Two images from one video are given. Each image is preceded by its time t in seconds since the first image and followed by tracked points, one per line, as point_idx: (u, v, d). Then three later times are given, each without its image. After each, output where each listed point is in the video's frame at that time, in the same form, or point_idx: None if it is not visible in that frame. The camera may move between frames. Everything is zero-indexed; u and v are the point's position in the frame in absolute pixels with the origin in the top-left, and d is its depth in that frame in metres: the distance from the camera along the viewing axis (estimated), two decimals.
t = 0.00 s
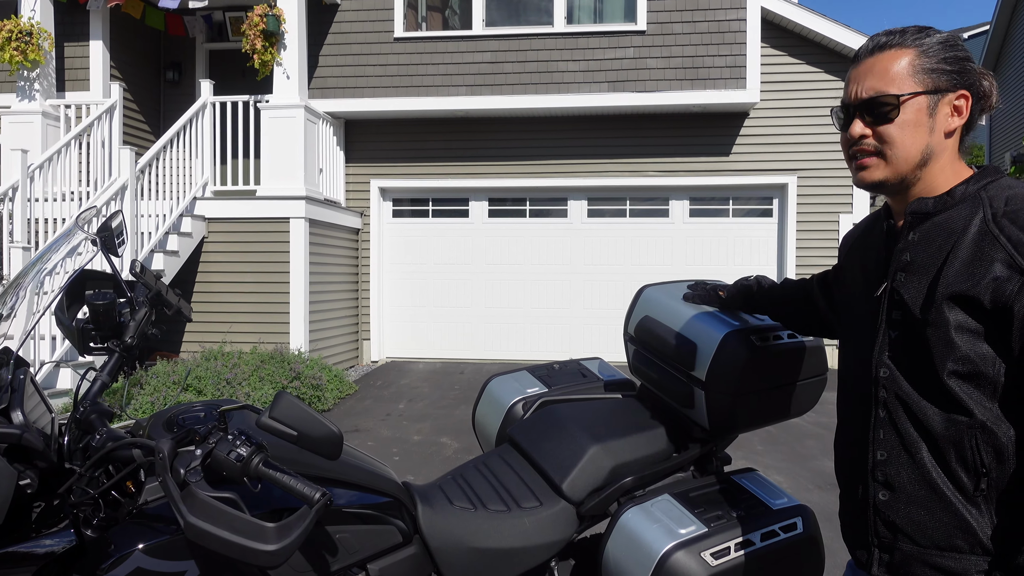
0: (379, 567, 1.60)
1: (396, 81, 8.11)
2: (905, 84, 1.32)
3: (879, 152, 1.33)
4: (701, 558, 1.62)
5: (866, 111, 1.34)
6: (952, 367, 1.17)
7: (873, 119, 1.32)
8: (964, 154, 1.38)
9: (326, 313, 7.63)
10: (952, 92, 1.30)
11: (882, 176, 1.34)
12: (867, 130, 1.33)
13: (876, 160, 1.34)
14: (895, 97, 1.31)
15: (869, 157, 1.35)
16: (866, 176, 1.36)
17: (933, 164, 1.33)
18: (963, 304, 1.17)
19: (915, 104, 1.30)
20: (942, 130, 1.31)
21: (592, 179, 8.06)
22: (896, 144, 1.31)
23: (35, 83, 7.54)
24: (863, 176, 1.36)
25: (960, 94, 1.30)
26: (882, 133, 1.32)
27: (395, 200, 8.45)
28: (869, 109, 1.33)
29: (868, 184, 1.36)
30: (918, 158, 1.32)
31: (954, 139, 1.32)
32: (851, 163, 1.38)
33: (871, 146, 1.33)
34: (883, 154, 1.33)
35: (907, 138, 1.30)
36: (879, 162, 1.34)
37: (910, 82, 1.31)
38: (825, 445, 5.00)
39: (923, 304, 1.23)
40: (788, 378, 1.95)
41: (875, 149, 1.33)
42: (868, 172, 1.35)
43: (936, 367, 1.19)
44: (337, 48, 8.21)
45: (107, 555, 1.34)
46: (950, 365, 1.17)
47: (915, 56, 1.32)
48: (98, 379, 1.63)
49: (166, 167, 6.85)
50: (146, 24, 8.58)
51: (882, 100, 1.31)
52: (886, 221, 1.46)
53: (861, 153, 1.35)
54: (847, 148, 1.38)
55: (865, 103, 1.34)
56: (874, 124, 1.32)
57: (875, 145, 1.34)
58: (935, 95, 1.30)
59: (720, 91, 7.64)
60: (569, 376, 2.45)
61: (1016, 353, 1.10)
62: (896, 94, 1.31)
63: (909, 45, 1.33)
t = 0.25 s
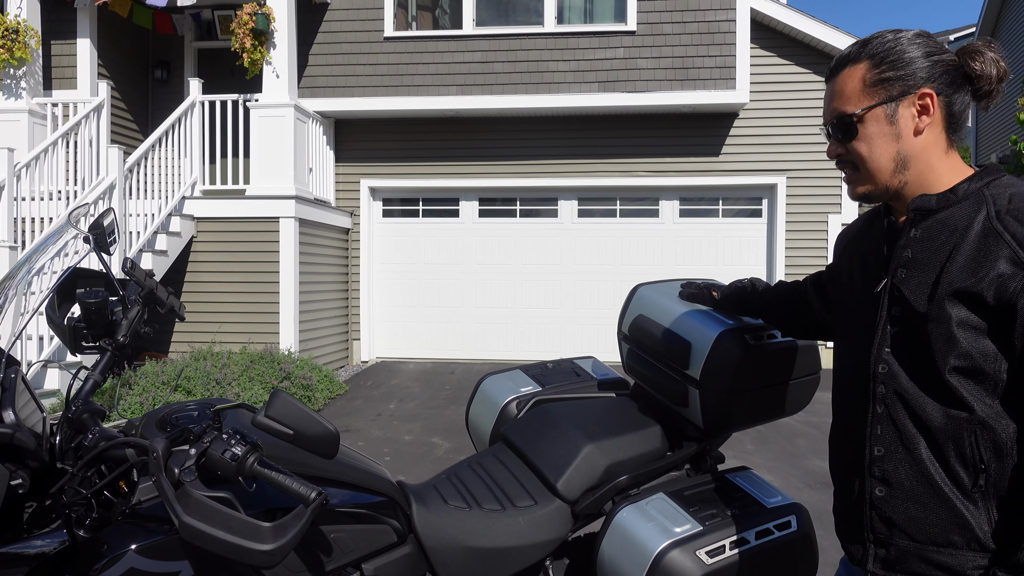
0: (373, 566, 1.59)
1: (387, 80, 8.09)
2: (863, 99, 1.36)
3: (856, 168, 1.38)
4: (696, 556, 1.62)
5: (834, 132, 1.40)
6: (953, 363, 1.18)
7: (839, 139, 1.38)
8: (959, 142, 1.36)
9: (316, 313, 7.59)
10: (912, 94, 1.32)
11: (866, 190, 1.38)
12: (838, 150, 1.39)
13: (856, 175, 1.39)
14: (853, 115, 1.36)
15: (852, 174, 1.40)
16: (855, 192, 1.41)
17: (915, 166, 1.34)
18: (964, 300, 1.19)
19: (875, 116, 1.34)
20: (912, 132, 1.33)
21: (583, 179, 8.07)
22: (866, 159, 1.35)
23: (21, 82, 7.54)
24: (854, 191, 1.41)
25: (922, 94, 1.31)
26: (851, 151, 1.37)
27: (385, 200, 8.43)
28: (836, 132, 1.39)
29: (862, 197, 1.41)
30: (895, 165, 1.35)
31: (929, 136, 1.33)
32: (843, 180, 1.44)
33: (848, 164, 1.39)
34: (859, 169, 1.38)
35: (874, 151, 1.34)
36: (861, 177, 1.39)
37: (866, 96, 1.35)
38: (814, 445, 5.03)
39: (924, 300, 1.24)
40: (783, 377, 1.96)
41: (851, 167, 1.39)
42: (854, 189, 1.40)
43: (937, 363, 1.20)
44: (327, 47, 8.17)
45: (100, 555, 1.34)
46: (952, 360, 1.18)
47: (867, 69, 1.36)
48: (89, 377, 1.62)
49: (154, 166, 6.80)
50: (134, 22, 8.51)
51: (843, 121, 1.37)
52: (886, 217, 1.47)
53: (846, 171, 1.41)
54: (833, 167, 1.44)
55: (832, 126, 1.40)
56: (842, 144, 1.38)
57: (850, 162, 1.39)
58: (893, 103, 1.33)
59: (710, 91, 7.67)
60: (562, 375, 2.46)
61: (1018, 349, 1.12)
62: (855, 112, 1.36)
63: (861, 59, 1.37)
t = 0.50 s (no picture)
0: (373, 566, 1.58)
1: (383, 80, 8.08)
2: (848, 106, 1.35)
3: (850, 174, 1.36)
4: (695, 555, 1.62)
5: (823, 141, 1.38)
6: (950, 360, 1.19)
7: (829, 147, 1.36)
8: (944, 141, 1.36)
9: (311, 313, 7.57)
10: (896, 96, 1.31)
11: (860, 196, 1.37)
12: (829, 159, 1.37)
13: (849, 182, 1.37)
14: (841, 122, 1.34)
15: (846, 182, 1.38)
16: (850, 198, 1.39)
17: (906, 167, 1.33)
18: (961, 298, 1.19)
19: (863, 121, 1.33)
20: (900, 134, 1.32)
21: (579, 179, 8.08)
22: (858, 164, 1.34)
23: (15, 80, 7.54)
24: (847, 198, 1.39)
25: (906, 96, 1.31)
26: (842, 158, 1.35)
27: (381, 199, 8.42)
28: (825, 140, 1.37)
29: (857, 203, 1.39)
30: (887, 168, 1.33)
31: (917, 137, 1.32)
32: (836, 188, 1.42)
33: (841, 172, 1.37)
34: (852, 175, 1.36)
35: (866, 156, 1.33)
36: (855, 184, 1.37)
37: (851, 102, 1.34)
38: (810, 444, 5.05)
39: (920, 299, 1.24)
40: (781, 375, 1.96)
41: (844, 174, 1.37)
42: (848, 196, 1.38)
43: (935, 361, 1.21)
44: (323, 46, 8.15)
45: (99, 555, 1.33)
46: (950, 357, 1.19)
47: (849, 77, 1.35)
48: (87, 376, 1.61)
49: (149, 165, 6.77)
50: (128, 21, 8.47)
51: (831, 128, 1.35)
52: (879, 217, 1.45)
53: (839, 179, 1.39)
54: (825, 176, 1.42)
55: (819, 135, 1.39)
56: (831, 152, 1.36)
57: (842, 169, 1.37)
58: (880, 106, 1.32)
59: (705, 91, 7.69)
60: (560, 374, 2.45)
61: (1015, 346, 1.13)
62: (843, 119, 1.34)
63: (841, 67, 1.36)
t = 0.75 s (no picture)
0: (374, 564, 1.58)
1: (380, 78, 8.07)
2: (843, 104, 1.33)
3: (847, 172, 1.34)
4: (697, 552, 1.62)
5: (817, 139, 1.36)
6: (946, 357, 1.18)
7: (824, 144, 1.34)
8: (939, 137, 1.34)
9: (309, 312, 7.56)
10: (890, 93, 1.30)
11: (857, 193, 1.35)
12: (824, 157, 1.36)
13: (845, 180, 1.35)
14: (835, 120, 1.33)
15: (842, 180, 1.36)
16: (846, 196, 1.37)
17: (902, 163, 1.31)
18: (956, 294, 1.18)
19: (858, 118, 1.31)
20: (895, 130, 1.30)
21: (576, 178, 8.08)
22: (854, 162, 1.32)
23: (10, 79, 7.50)
24: (844, 196, 1.38)
25: (900, 92, 1.29)
26: (838, 156, 1.33)
27: (378, 198, 8.41)
28: (820, 139, 1.35)
29: (853, 201, 1.37)
30: (883, 165, 1.32)
31: (912, 133, 1.30)
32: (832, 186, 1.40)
33: (838, 171, 1.35)
34: (848, 172, 1.34)
35: (862, 153, 1.31)
36: (852, 182, 1.35)
37: (845, 101, 1.32)
38: (807, 443, 5.06)
39: (917, 295, 1.23)
40: (780, 372, 1.95)
41: (839, 172, 1.35)
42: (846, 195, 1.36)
43: (931, 357, 1.20)
44: (320, 45, 8.14)
45: (100, 553, 1.32)
46: (945, 353, 1.18)
47: (842, 75, 1.33)
48: (87, 374, 1.60)
49: (145, 164, 6.75)
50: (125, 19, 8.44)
51: (825, 126, 1.34)
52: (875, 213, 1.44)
53: (836, 178, 1.37)
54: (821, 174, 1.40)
55: (814, 134, 1.37)
56: (827, 150, 1.34)
57: (838, 167, 1.35)
58: (874, 103, 1.30)
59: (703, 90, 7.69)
60: (561, 372, 2.44)
61: (1009, 340, 1.11)
62: (837, 117, 1.33)
63: (834, 66, 1.35)
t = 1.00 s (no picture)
0: (372, 564, 1.57)
1: (377, 79, 8.07)
2: (843, 105, 1.31)
3: (851, 174, 1.33)
4: (697, 552, 1.61)
5: (819, 143, 1.34)
6: (946, 353, 1.17)
7: (826, 148, 1.32)
8: (934, 134, 1.35)
9: (307, 313, 7.55)
10: (889, 92, 1.29)
11: (862, 194, 1.34)
12: (827, 161, 1.34)
13: (849, 182, 1.34)
14: (837, 122, 1.31)
15: (845, 183, 1.35)
16: (850, 199, 1.36)
17: (905, 161, 1.31)
18: (956, 290, 1.18)
19: (860, 119, 1.30)
20: (897, 129, 1.30)
21: (574, 178, 8.07)
22: (858, 163, 1.31)
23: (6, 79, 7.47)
24: (847, 199, 1.36)
25: (899, 90, 1.29)
26: (840, 159, 1.32)
27: (376, 199, 8.40)
28: (821, 142, 1.34)
29: (857, 202, 1.36)
30: (887, 164, 1.31)
31: (913, 131, 1.30)
32: (834, 189, 1.38)
33: (841, 173, 1.34)
34: (852, 175, 1.33)
35: (866, 154, 1.30)
36: (855, 184, 1.34)
37: (845, 102, 1.31)
38: (806, 443, 5.05)
39: (917, 292, 1.23)
40: (779, 371, 1.94)
41: (843, 174, 1.34)
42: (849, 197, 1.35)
43: (931, 353, 1.19)
44: (318, 45, 8.13)
45: (96, 554, 1.31)
46: (945, 350, 1.17)
47: (839, 76, 1.32)
48: (84, 373, 1.59)
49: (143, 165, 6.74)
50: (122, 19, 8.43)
51: (827, 129, 1.32)
52: (875, 212, 1.43)
53: (838, 180, 1.36)
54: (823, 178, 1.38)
55: (814, 137, 1.35)
56: (830, 153, 1.32)
57: (841, 170, 1.34)
58: (875, 103, 1.29)
59: (701, 90, 7.70)
60: (559, 372, 2.44)
61: (1009, 336, 1.11)
62: (838, 119, 1.31)
63: (828, 68, 1.33)
